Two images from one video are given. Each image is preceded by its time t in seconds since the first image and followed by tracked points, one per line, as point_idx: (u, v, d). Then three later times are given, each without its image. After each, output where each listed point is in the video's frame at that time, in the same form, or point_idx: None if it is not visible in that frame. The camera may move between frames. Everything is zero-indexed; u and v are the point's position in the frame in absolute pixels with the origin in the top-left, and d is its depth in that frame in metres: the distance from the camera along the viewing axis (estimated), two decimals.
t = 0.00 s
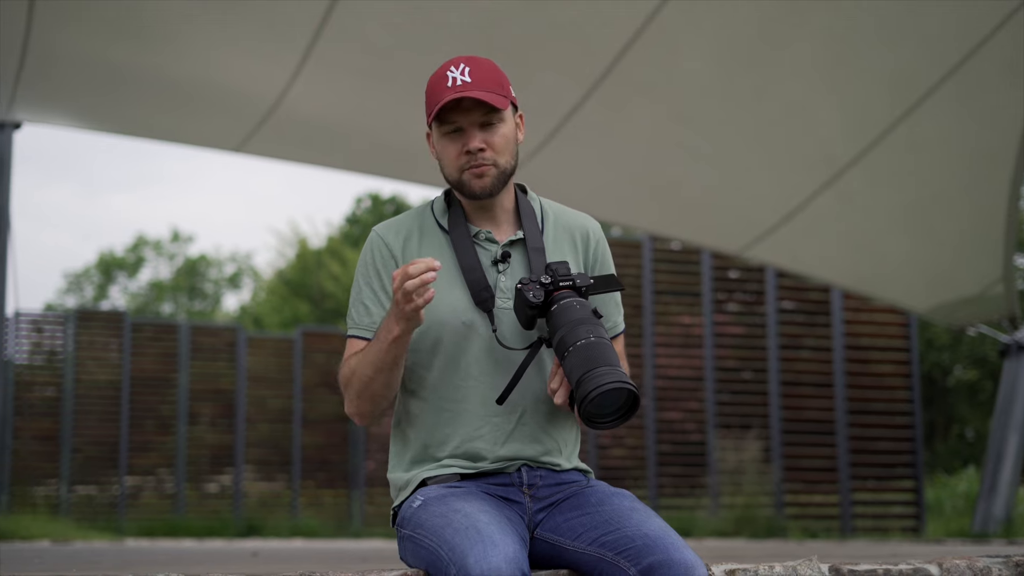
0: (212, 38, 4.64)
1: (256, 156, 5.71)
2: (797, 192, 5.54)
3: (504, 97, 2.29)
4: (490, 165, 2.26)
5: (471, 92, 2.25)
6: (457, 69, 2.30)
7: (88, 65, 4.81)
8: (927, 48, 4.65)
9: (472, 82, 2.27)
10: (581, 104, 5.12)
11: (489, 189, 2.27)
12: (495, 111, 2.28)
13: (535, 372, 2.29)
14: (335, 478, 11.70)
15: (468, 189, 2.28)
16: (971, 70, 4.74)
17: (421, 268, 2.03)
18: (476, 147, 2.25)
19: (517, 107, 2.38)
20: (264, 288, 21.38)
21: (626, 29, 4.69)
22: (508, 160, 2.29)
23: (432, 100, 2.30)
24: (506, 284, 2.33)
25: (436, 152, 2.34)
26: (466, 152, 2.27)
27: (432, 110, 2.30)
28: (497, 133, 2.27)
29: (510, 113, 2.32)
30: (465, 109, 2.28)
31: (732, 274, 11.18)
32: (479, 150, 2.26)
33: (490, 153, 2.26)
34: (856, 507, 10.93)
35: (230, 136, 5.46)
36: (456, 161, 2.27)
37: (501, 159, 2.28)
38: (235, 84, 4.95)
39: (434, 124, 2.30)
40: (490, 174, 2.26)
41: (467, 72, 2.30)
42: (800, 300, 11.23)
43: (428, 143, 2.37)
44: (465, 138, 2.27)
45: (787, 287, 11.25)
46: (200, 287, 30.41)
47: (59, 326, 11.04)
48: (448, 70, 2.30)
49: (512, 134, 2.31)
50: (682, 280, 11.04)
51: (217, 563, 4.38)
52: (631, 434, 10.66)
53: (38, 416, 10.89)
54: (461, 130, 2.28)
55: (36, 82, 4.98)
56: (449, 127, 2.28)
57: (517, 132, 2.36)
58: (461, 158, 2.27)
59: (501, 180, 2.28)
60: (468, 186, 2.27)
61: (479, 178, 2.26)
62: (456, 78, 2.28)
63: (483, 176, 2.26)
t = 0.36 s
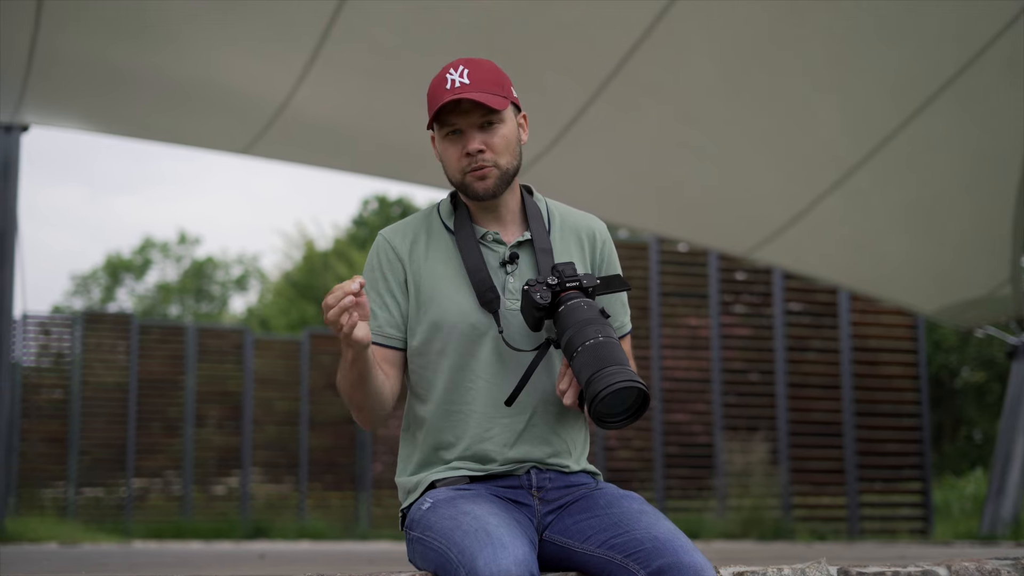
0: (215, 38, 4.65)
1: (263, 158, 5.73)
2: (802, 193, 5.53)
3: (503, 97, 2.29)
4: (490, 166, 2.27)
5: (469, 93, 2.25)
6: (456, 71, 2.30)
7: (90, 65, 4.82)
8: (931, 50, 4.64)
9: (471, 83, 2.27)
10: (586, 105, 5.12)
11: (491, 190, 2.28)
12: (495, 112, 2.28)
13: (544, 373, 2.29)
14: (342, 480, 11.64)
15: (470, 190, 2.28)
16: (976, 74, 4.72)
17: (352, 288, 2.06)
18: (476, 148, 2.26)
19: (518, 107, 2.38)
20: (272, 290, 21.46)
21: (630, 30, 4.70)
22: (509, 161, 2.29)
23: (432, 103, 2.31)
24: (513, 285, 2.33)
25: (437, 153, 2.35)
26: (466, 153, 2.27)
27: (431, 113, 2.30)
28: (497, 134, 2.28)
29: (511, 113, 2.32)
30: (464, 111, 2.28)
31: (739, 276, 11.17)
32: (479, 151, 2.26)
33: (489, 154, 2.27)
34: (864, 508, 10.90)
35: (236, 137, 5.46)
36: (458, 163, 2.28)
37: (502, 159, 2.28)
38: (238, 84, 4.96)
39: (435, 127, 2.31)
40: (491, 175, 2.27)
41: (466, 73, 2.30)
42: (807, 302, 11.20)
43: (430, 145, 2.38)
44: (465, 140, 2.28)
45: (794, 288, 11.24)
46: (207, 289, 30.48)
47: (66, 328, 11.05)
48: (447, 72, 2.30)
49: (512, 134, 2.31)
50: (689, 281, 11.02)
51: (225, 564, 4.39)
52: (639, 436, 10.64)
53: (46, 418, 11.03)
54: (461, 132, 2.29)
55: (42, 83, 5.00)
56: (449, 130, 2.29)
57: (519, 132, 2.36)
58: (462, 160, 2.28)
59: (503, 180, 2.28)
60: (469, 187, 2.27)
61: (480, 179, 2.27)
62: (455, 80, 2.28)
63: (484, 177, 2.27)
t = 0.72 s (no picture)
0: (221, 37, 4.65)
1: (267, 155, 5.73)
2: (806, 191, 5.53)
3: (499, 96, 2.28)
4: (485, 166, 2.26)
5: (464, 94, 2.25)
6: (451, 71, 2.30)
7: (96, 62, 4.81)
8: (934, 50, 4.63)
9: (466, 83, 2.27)
10: (590, 104, 5.12)
11: (487, 190, 2.27)
12: (490, 112, 2.27)
13: (542, 370, 2.28)
14: (347, 477, 11.71)
15: (466, 191, 2.28)
16: (979, 74, 4.70)
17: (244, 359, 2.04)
18: (471, 148, 2.26)
19: (516, 105, 2.37)
20: (277, 287, 21.45)
21: (633, 29, 4.70)
22: (506, 160, 2.29)
23: (427, 103, 2.31)
24: (511, 283, 2.33)
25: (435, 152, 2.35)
26: (461, 153, 2.27)
27: (427, 113, 2.30)
28: (493, 134, 2.27)
29: (508, 112, 2.31)
30: (459, 111, 2.27)
31: (744, 272, 11.16)
32: (474, 152, 2.26)
33: (485, 155, 2.26)
34: (868, 505, 10.89)
35: (242, 133, 5.45)
36: (453, 163, 2.28)
37: (498, 159, 2.27)
38: (244, 83, 4.96)
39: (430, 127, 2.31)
40: (487, 176, 2.26)
41: (461, 72, 2.29)
42: (812, 298, 11.21)
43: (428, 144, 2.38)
44: (461, 141, 2.27)
45: (799, 285, 11.22)
46: (211, 285, 30.34)
47: (71, 324, 11.10)
48: (442, 72, 2.30)
49: (509, 133, 2.30)
50: (693, 279, 11.01)
51: (230, 561, 4.39)
52: (643, 432, 10.63)
53: (52, 414, 11.01)
54: (456, 133, 2.28)
55: (48, 80, 5.00)
56: (445, 130, 2.29)
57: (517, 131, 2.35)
58: (457, 161, 2.27)
59: (500, 180, 2.28)
60: (465, 188, 2.27)
61: (476, 180, 2.27)
62: (450, 80, 2.28)
63: (480, 178, 2.26)
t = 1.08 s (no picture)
0: (226, 37, 4.66)
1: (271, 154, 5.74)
2: (809, 189, 5.52)
3: (493, 94, 2.28)
4: (480, 164, 2.26)
5: (457, 92, 2.25)
6: (445, 69, 2.30)
7: (101, 61, 4.82)
8: (936, 49, 4.62)
9: (460, 82, 2.27)
10: (593, 102, 5.13)
11: (481, 188, 2.27)
12: (484, 110, 2.27)
13: (540, 368, 2.28)
14: (349, 475, 11.66)
15: (461, 189, 2.28)
16: (981, 72, 4.68)
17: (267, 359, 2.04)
18: (465, 146, 2.26)
19: (511, 104, 2.37)
20: (280, 286, 21.47)
21: (636, 28, 4.70)
22: (501, 158, 2.29)
23: (422, 102, 2.32)
24: (508, 282, 2.32)
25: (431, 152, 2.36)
26: (456, 152, 2.27)
27: (421, 112, 2.31)
28: (487, 132, 2.27)
29: (501, 110, 2.31)
30: (453, 110, 2.28)
31: (746, 272, 11.16)
32: (468, 149, 2.26)
33: (480, 152, 2.26)
34: (871, 504, 10.88)
35: (245, 133, 5.48)
36: (448, 161, 2.28)
37: (492, 157, 2.27)
38: (251, 81, 4.96)
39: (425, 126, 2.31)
40: (481, 174, 2.26)
41: (455, 71, 2.30)
42: (815, 297, 11.20)
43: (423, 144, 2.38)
44: (455, 139, 2.28)
45: (801, 284, 11.22)
46: (214, 284, 30.35)
47: (74, 323, 11.14)
48: (436, 71, 2.31)
49: (503, 131, 2.30)
50: (696, 278, 10.99)
51: (234, 560, 4.40)
52: (646, 432, 10.66)
53: (54, 412, 11.04)
54: (451, 131, 2.29)
55: (51, 79, 5.00)
56: (440, 128, 2.29)
57: (512, 129, 2.35)
58: (452, 158, 2.28)
59: (494, 179, 2.28)
60: (459, 186, 2.27)
61: (470, 178, 2.27)
62: (444, 78, 2.28)
63: (474, 176, 2.26)
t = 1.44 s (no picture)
0: (229, 37, 4.66)
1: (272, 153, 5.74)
2: (810, 188, 5.52)
3: (497, 90, 2.29)
4: (483, 158, 2.27)
5: (462, 87, 2.26)
6: (449, 65, 2.30)
7: (102, 59, 4.81)
8: (937, 48, 4.62)
9: (464, 77, 2.27)
10: (594, 102, 5.13)
11: (484, 183, 2.28)
12: (487, 105, 2.28)
13: (542, 366, 2.29)
14: (350, 474, 11.69)
15: (464, 185, 2.28)
16: (981, 71, 4.67)
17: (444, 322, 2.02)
18: (468, 141, 2.26)
19: (514, 101, 2.37)
20: (281, 284, 21.48)
21: (637, 27, 4.70)
22: (503, 153, 2.29)
23: (425, 97, 2.32)
24: (510, 279, 2.33)
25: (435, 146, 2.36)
26: (459, 146, 2.27)
27: (424, 107, 2.31)
28: (490, 127, 2.28)
29: (505, 106, 2.31)
30: (457, 104, 2.28)
31: (747, 270, 11.16)
32: (471, 144, 2.26)
33: (482, 148, 2.27)
34: (872, 503, 10.86)
35: (245, 132, 5.47)
36: (451, 156, 2.28)
37: (495, 153, 2.28)
38: (253, 81, 4.97)
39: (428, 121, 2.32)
40: (484, 169, 2.27)
41: (459, 66, 2.30)
42: (815, 296, 11.16)
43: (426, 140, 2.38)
44: (458, 134, 2.28)
45: (802, 282, 11.20)
46: (215, 283, 30.39)
47: (74, 322, 11.07)
48: (440, 67, 2.31)
49: (506, 127, 2.30)
50: (697, 276, 10.99)
51: (235, 558, 4.41)
52: (648, 430, 10.69)
53: (55, 411, 11.07)
54: (454, 126, 2.29)
55: (53, 78, 5.01)
56: (443, 123, 2.29)
57: (514, 126, 2.35)
58: (455, 154, 2.28)
59: (497, 174, 2.28)
60: (463, 181, 2.28)
61: (474, 173, 2.27)
62: (447, 74, 2.28)
63: (477, 171, 2.27)
